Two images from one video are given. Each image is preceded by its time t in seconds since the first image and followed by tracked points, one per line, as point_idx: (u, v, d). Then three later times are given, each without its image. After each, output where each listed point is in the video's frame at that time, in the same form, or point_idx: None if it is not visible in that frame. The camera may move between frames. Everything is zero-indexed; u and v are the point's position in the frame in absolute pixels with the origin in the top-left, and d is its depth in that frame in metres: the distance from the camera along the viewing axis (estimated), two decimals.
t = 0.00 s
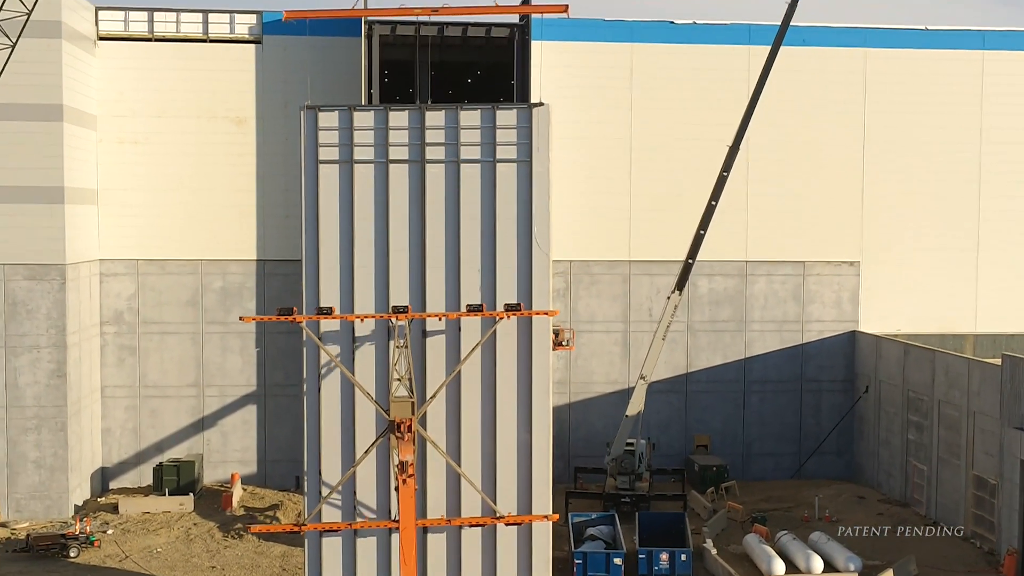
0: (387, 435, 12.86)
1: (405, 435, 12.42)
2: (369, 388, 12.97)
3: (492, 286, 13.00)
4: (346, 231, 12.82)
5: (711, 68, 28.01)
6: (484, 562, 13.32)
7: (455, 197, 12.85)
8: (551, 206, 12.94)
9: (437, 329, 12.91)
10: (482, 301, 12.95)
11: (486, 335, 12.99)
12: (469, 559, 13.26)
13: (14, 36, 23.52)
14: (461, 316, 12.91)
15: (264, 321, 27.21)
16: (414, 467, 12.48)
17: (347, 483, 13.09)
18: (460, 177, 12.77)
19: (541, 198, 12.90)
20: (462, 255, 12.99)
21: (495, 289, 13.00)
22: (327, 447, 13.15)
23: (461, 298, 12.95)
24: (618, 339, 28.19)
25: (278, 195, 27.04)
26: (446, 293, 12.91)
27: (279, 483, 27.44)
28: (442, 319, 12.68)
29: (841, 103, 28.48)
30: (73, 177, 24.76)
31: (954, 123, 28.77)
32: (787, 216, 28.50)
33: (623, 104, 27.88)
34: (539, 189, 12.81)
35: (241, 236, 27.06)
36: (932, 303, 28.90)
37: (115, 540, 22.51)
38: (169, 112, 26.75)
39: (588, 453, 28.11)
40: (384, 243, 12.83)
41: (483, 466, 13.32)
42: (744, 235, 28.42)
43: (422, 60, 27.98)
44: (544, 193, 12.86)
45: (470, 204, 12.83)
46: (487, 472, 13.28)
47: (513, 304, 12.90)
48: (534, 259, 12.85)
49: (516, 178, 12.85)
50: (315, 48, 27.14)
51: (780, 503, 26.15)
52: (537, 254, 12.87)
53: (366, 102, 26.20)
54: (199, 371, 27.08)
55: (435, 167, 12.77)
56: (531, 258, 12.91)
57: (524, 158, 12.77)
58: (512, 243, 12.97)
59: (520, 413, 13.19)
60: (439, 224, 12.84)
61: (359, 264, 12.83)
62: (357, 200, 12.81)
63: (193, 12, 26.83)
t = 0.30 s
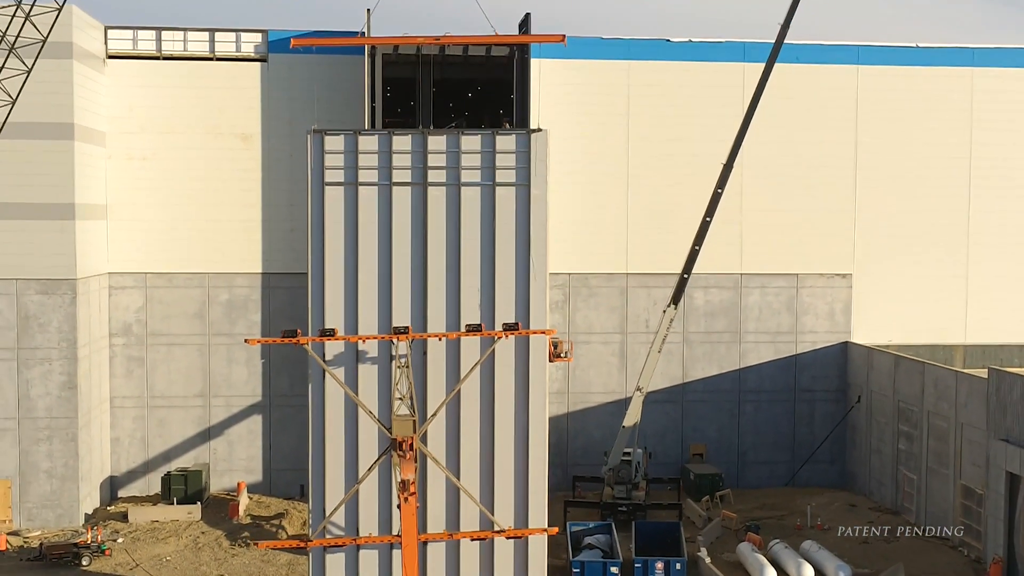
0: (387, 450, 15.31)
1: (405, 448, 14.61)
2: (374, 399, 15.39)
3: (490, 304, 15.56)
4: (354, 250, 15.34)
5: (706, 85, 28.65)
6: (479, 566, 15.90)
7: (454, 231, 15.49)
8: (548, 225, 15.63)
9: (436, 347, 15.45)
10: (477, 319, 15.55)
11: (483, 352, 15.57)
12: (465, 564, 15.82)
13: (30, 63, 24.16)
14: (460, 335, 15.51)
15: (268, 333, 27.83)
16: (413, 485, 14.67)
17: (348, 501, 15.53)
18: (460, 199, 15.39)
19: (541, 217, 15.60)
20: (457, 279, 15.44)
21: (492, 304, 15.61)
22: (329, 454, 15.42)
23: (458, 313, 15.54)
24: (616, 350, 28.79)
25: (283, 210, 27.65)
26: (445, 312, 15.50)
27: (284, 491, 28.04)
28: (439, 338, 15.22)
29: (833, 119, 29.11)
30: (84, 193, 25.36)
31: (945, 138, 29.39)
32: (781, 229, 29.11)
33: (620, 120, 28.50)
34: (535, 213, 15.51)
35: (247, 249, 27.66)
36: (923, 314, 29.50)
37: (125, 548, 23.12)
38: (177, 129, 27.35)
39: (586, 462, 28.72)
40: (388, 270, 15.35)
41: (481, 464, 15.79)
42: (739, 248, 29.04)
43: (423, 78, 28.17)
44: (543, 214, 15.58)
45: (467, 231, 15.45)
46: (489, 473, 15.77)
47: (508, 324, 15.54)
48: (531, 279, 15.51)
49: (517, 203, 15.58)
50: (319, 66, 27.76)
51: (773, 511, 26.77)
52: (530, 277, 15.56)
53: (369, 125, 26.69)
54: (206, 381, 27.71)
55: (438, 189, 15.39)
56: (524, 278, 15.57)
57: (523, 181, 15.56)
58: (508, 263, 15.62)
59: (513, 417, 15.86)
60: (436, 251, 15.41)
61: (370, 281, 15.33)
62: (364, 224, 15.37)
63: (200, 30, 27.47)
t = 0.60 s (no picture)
0: (389, 470, 16.95)
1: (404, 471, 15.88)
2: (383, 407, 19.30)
3: (486, 320, 19.66)
4: (373, 271, 19.59)
5: (703, 103, 29.15)
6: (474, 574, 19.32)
7: (456, 260, 19.60)
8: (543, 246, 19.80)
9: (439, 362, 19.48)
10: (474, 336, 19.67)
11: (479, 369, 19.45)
12: None
13: (42, 89, 24.70)
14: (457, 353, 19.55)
15: (273, 346, 28.31)
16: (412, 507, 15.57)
17: (353, 522, 19.65)
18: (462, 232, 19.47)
19: (533, 241, 19.76)
20: (458, 298, 19.63)
21: (488, 324, 19.71)
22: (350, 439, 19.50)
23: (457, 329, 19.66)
24: (614, 363, 29.29)
25: (287, 226, 28.16)
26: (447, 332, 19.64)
27: (288, 502, 28.55)
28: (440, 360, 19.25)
29: (828, 135, 29.60)
30: (92, 211, 25.85)
31: (938, 154, 29.88)
32: (776, 244, 29.61)
33: (618, 137, 28.99)
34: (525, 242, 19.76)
35: (251, 264, 28.18)
36: (916, 327, 30.01)
37: (134, 560, 23.62)
38: (183, 146, 27.86)
39: (584, 473, 29.24)
40: (400, 296, 19.57)
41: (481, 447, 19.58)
42: (735, 262, 29.54)
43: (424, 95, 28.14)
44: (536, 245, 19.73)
45: (466, 261, 19.59)
46: (485, 462, 19.53)
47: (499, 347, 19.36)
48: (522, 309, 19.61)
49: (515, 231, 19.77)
50: (323, 83, 28.26)
51: (768, 522, 27.29)
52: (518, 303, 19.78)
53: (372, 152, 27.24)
54: (211, 394, 28.22)
55: (441, 215, 19.55)
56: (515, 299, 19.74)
57: (521, 207, 19.73)
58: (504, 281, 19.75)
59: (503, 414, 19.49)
60: (439, 282, 19.62)
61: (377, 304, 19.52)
62: (379, 250, 19.59)
63: (206, 49, 27.99)
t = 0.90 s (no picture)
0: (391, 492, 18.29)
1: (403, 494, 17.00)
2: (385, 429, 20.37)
3: (486, 342, 20.38)
4: (375, 294, 20.30)
5: (700, 119, 29.65)
6: None
7: (456, 284, 20.33)
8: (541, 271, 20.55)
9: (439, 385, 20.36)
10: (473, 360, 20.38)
11: (478, 390, 20.42)
12: None
13: (53, 114, 24.94)
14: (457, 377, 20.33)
15: (277, 360, 28.78)
16: (412, 531, 16.89)
17: (355, 544, 20.69)
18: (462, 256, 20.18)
19: (531, 265, 20.47)
20: (458, 321, 20.35)
21: (488, 347, 20.45)
22: (353, 459, 20.60)
23: (457, 352, 20.37)
24: (612, 376, 29.75)
25: (291, 241, 28.61)
26: (447, 355, 20.35)
27: (292, 513, 29.02)
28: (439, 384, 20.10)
29: (823, 152, 30.07)
30: (100, 228, 26.31)
31: (932, 170, 30.33)
32: (772, 259, 30.09)
33: (617, 154, 29.48)
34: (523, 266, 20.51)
35: (256, 280, 28.63)
36: (910, 340, 30.49)
37: (142, 572, 24.10)
38: (188, 163, 28.31)
39: (584, 484, 29.69)
40: (402, 322, 20.26)
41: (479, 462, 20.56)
42: (732, 277, 30.02)
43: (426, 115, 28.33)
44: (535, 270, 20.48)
45: (466, 287, 20.32)
46: (485, 470, 20.54)
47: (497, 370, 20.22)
48: (522, 332, 20.38)
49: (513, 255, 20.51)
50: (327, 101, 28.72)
51: (764, 533, 27.81)
52: (517, 327, 20.54)
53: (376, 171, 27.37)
54: (216, 407, 28.68)
55: (441, 239, 20.28)
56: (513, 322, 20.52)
57: (519, 231, 20.59)
58: (504, 304, 20.42)
59: (500, 431, 20.52)
60: (439, 307, 20.31)
61: (377, 323, 20.27)
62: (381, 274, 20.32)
63: (211, 68, 28.48)
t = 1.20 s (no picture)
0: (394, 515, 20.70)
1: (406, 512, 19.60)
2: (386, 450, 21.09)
3: (486, 363, 21.02)
4: (379, 318, 20.95)
5: (696, 138, 30.25)
6: None
7: (456, 309, 21.00)
8: (536, 295, 21.13)
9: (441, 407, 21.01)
10: (473, 381, 21.01)
11: (478, 411, 21.13)
12: None
13: (66, 142, 25.64)
14: (457, 400, 20.97)
15: (282, 374, 29.36)
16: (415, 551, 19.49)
17: (359, 562, 21.39)
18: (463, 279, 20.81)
19: (529, 288, 21.06)
20: (459, 342, 20.96)
21: (487, 368, 21.08)
22: (357, 479, 21.29)
23: (459, 372, 20.99)
24: (611, 390, 30.33)
25: (296, 259, 29.20)
26: (448, 376, 20.98)
27: (296, 524, 29.62)
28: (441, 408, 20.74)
29: (818, 169, 30.64)
30: (109, 247, 26.90)
31: (925, 187, 30.90)
32: (767, 275, 30.67)
33: (615, 172, 30.08)
34: (521, 290, 21.13)
35: (261, 296, 29.22)
36: (902, 355, 31.06)
37: None
38: (196, 182, 28.91)
39: (583, 496, 30.27)
40: (405, 345, 20.90)
41: (480, 480, 21.23)
42: (728, 293, 30.59)
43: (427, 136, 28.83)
44: (532, 295, 21.08)
45: (466, 310, 20.97)
46: (485, 486, 21.25)
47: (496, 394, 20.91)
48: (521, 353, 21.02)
49: (510, 279, 21.08)
50: (330, 121, 29.32)
51: (759, 545, 28.41)
52: (516, 350, 21.16)
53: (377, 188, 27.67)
54: (223, 421, 29.27)
55: (442, 265, 20.91)
56: (512, 346, 21.13)
57: (516, 255, 21.13)
58: (502, 327, 21.00)
59: (500, 449, 21.25)
60: (441, 330, 20.94)
61: (380, 345, 20.93)
62: (385, 298, 20.99)
63: (218, 89, 29.06)
